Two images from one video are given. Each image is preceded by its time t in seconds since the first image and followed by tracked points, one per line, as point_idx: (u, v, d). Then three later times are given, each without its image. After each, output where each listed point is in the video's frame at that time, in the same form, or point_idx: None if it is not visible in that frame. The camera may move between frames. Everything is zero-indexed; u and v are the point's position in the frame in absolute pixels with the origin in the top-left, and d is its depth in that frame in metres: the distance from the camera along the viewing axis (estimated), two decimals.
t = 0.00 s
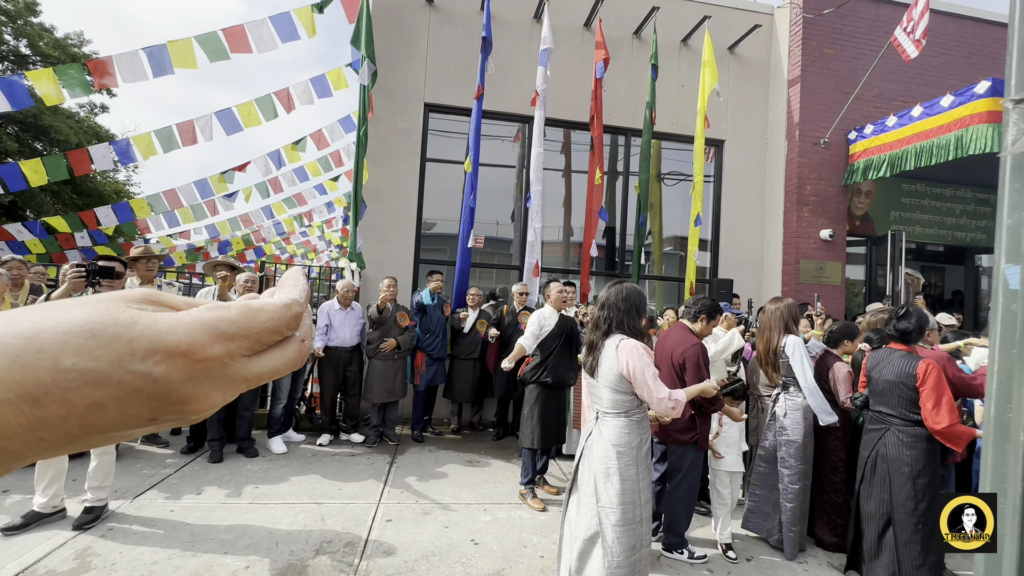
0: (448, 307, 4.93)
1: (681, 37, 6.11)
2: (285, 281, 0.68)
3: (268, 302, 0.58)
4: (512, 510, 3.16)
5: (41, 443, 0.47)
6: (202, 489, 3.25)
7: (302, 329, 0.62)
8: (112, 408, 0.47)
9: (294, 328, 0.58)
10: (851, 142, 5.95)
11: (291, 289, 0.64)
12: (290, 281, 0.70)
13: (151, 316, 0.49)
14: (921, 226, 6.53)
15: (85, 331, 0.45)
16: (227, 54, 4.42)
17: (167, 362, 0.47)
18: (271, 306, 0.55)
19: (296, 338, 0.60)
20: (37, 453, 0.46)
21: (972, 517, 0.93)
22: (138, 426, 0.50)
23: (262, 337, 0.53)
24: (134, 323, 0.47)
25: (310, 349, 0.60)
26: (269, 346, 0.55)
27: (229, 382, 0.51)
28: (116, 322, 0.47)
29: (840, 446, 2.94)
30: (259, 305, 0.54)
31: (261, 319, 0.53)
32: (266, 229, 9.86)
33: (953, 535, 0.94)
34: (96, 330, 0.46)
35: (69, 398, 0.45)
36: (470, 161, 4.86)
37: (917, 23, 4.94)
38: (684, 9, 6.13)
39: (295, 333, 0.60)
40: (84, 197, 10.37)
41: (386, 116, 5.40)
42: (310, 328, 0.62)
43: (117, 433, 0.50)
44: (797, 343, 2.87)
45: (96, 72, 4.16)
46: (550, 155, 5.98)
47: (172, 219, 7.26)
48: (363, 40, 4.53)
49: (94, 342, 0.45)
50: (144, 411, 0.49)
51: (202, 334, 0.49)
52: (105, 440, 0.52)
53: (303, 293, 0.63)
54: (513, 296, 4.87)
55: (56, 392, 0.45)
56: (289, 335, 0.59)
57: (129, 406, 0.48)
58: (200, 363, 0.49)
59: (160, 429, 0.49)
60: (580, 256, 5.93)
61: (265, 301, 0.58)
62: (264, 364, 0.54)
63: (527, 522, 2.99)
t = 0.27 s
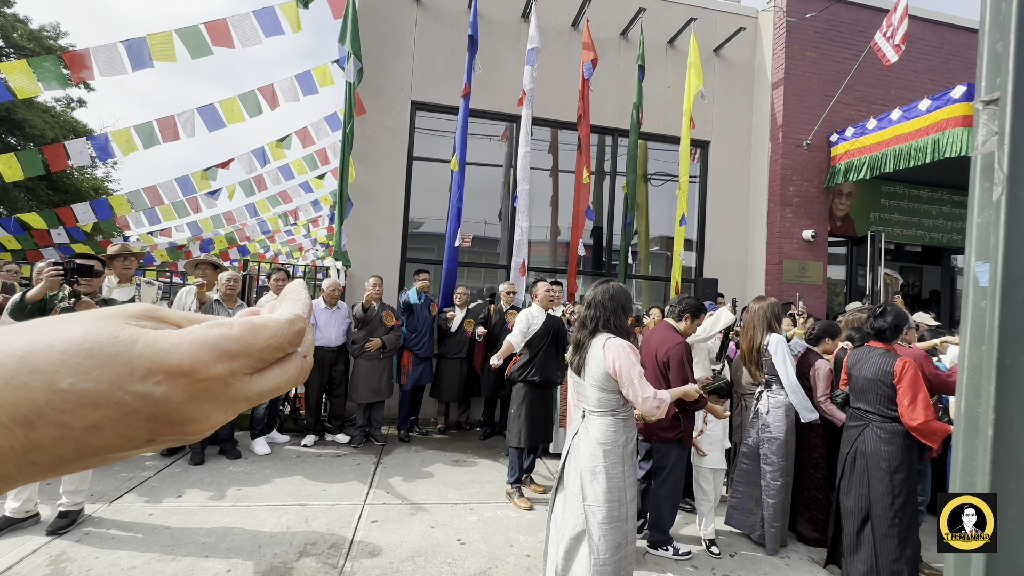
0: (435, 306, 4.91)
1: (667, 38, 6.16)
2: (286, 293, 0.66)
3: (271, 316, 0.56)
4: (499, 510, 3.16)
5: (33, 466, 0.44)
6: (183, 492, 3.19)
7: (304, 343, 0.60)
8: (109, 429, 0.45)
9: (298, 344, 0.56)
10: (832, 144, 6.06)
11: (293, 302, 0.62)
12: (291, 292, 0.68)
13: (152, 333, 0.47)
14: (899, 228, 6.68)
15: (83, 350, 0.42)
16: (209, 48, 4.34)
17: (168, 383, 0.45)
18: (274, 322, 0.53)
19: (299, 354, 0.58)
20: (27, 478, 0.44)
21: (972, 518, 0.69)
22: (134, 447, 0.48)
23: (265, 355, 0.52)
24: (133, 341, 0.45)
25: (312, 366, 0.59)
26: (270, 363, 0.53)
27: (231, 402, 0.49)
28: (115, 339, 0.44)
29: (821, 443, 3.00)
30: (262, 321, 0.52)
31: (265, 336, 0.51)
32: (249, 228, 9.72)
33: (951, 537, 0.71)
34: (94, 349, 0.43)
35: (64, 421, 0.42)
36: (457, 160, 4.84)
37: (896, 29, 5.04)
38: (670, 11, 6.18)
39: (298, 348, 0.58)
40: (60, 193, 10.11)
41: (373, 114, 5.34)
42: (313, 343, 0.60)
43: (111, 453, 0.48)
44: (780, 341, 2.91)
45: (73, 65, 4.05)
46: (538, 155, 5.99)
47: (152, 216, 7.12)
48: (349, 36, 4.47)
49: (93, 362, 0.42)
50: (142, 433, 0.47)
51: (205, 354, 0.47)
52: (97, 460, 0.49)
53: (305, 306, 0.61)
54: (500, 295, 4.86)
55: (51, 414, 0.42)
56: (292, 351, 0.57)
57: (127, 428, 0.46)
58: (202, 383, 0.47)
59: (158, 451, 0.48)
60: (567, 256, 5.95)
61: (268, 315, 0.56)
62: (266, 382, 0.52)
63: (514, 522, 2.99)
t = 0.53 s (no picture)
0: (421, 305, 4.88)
1: (653, 40, 6.21)
2: (292, 312, 0.66)
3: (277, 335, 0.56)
4: (485, 509, 3.15)
5: (33, 493, 0.43)
6: (162, 495, 3.12)
7: (310, 362, 0.60)
8: (113, 455, 0.45)
9: (304, 364, 0.56)
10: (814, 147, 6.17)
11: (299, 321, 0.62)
12: (296, 308, 0.68)
13: (159, 356, 0.46)
14: (878, 229, 6.82)
15: (88, 374, 0.42)
16: (191, 43, 4.26)
17: (175, 408, 0.45)
18: (281, 342, 0.53)
19: (304, 373, 0.58)
20: (27, 505, 0.43)
21: (973, 518, 0.79)
22: (136, 470, 0.48)
23: (273, 375, 0.51)
24: (140, 364, 0.44)
25: (317, 386, 0.58)
26: (277, 384, 0.53)
27: (237, 425, 0.49)
28: (122, 363, 0.44)
29: (801, 441, 3.05)
30: (270, 341, 0.52)
31: (272, 357, 0.51)
32: (232, 226, 9.56)
33: (952, 537, 0.81)
34: (100, 373, 0.42)
35: (67, 447, 0.42)
36: (444, 159, 4.82)
37: (876, 35, 5.15)
38: (657, 13, 6.23)
39: (303, 368, 0.58)
40: (34, 189, 9.82)
41: (358, 111, 5.29)
42: (319, 361, 0.60)
43: (113, 478, 0.48)
44: (763, 340, 2.95)
45: (48, 57, 3.94)
46: (525, 154, 5.99)
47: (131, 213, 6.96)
48: (335, 33, 4.42)
49: (99, 387, 0.42)
50: (146, 457, 0.47)
51: (213, 377, 0.47)
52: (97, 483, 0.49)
53: (311, 323, 0.61)
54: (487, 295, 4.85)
55: (54, 441, 0.41)
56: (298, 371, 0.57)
57: (131, 452, 0.46)
58: (210, 407, 0.47)
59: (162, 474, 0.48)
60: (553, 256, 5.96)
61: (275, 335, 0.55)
62: (273, 404, 0.52)
63: (500, 521, 2.99)
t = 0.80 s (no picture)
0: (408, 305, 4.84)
1: (640, 43, 6.26)
2: (293, 325, 0.66)
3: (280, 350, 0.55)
4: (471, 510, 3.14)
5: (28, 516, 0.43)
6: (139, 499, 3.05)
7: (311, 378, 0.59)
8: (112, 476, 0.44)
9: (307, 378, 0.55)
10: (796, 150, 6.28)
11: (300, 335, 0.62)
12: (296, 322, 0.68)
13: (160, 373, 0.46)
14: (858, 232, 6.97)
15: (85, 395, 0.41)
16: (172, 37, 4.18)
17: (177, 427, 0.44)
18: (285, 356, 0.53)
19: (307, 389, 0.57)
20: (20, 528, 0.42)
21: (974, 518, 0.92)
22: (136, 492, 0.47)
23: (275, 392, 0.51)
24: (142, 382, 0.44)
25: (320, 401, 0.58)
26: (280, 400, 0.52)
27: (240, 443, 0.48)
28: (122, 381, 0.43)
29: (783, 439, 3.10)
30: (273, 357, 0.51)
31: (275, 373, 0.50)
32: (215, 224, 9.40)
33: (958, 536, 0.93)
34: (99, 392, 0.42)
35: (64, 469, 0.41)
36: (430, 159, 4.79)
37: (856, 41, 5.25)
38: (643, 16, 6.29)
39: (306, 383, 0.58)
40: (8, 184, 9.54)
41: (344, 109, 5.24)
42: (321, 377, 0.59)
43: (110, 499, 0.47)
44: (745, 341, 3.00)
45: (23, 49, 3.83)
46: (512, 155, 5.99)
47: (111, 210, 6.80)
48: (320, 29, 4.37)
49: (97, 407, 0.41)
50: (146, 478, 0.46)
51: (217, 394, 0.46)
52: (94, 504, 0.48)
53: (313, 338, 0.61)
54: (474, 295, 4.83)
55: (50, 463, 0.41)
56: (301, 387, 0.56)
57: (130, 473, 0.45)
58: (212, 426, 0.46)
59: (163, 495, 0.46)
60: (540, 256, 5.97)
61: (275, 351, 0.55)
62: (276, 420, 0.51)
63: (486, 522, 2.99)
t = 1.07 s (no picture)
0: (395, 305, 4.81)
1: (628, 46, 6.31)
2: (289, 341, 0.65)
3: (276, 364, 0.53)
4: (457, 511, 3.13)
5: (7, 544, 0.39)
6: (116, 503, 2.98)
7: (308, 394, 0.58)
8: (100, 500, 0.41)
9: (303, 394, 0.54)
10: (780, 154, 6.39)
11: (297, 348, 0.61)
12: (292, 335, 0.67)
13: (152, 392, 0.44)
14: (839, 234, 7.10)
15: (75, 414, 0.39)
16: (154, 32, 4.09)
17: (170, 447, 0.42)
18: (281, 371, 0.51)
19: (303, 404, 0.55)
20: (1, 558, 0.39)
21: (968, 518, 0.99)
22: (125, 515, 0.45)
23: (272, 408, 0.49)
24: (133, 402, 0.42)
25: (317, 417, 0.56)
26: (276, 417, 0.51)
27: (235, 462, 0.47)
28: (113, 401, 0.41)
29: (765, 439, 3.15)
30: (270, 372, 0.50)
31: (272, 389, 0.49)
32: (197, 221, 9.24)
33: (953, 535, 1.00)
34: (88, 412, 0.39)
35: (49, 494, 0.38)
36: (418, 158, 4.77)
37: (838, 48, 5.35)
38: (631, 19, 6.34)
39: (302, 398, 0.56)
40: None
41: (331, 107, 5.19)
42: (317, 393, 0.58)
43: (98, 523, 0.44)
44: (729, 342, 3.03)
45: None
46: (500, 155, 5.99)
47: (90, 206, 6.65)
48: (306, 27, 4.32)
49: (86, 428, 0.39)
50: (137, 501, 0.43)
51: (212, 413, 0.44)
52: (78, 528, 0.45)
53: (310, 351, 0.60)
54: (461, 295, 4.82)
55: (36, 487, 0.38)
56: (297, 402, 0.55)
57: (120, 496, 0.42)
58: (206, 446, 0.44)
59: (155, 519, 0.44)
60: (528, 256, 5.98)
61: (272, 364, 0.53)
62: (272, 437, 0.50)
63: (472, 523, 2.98)
